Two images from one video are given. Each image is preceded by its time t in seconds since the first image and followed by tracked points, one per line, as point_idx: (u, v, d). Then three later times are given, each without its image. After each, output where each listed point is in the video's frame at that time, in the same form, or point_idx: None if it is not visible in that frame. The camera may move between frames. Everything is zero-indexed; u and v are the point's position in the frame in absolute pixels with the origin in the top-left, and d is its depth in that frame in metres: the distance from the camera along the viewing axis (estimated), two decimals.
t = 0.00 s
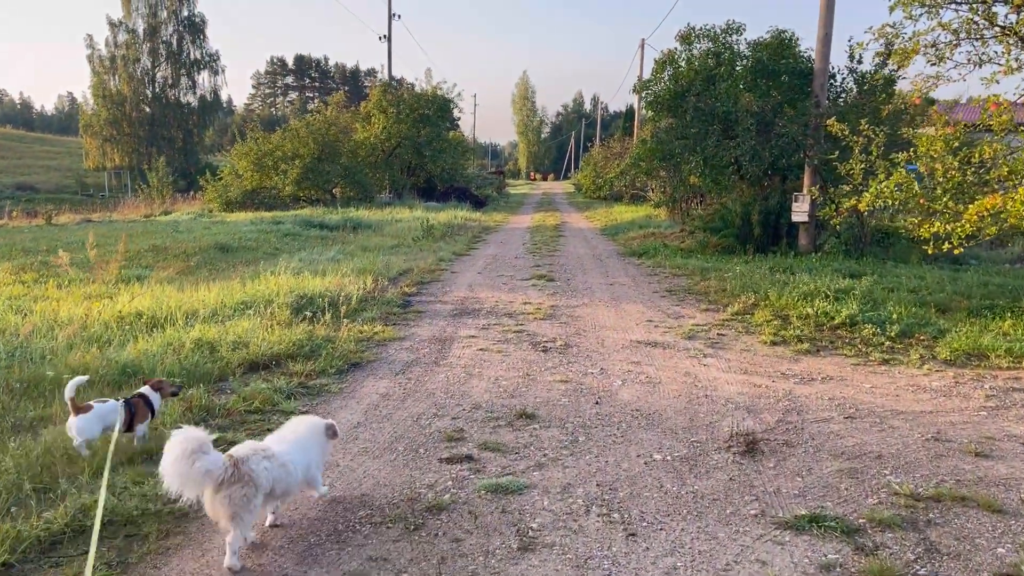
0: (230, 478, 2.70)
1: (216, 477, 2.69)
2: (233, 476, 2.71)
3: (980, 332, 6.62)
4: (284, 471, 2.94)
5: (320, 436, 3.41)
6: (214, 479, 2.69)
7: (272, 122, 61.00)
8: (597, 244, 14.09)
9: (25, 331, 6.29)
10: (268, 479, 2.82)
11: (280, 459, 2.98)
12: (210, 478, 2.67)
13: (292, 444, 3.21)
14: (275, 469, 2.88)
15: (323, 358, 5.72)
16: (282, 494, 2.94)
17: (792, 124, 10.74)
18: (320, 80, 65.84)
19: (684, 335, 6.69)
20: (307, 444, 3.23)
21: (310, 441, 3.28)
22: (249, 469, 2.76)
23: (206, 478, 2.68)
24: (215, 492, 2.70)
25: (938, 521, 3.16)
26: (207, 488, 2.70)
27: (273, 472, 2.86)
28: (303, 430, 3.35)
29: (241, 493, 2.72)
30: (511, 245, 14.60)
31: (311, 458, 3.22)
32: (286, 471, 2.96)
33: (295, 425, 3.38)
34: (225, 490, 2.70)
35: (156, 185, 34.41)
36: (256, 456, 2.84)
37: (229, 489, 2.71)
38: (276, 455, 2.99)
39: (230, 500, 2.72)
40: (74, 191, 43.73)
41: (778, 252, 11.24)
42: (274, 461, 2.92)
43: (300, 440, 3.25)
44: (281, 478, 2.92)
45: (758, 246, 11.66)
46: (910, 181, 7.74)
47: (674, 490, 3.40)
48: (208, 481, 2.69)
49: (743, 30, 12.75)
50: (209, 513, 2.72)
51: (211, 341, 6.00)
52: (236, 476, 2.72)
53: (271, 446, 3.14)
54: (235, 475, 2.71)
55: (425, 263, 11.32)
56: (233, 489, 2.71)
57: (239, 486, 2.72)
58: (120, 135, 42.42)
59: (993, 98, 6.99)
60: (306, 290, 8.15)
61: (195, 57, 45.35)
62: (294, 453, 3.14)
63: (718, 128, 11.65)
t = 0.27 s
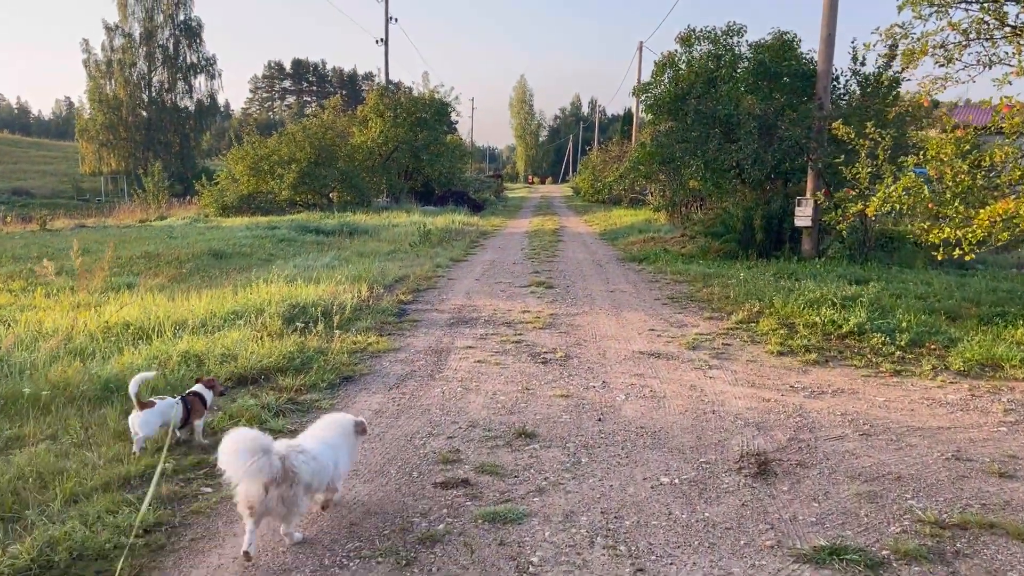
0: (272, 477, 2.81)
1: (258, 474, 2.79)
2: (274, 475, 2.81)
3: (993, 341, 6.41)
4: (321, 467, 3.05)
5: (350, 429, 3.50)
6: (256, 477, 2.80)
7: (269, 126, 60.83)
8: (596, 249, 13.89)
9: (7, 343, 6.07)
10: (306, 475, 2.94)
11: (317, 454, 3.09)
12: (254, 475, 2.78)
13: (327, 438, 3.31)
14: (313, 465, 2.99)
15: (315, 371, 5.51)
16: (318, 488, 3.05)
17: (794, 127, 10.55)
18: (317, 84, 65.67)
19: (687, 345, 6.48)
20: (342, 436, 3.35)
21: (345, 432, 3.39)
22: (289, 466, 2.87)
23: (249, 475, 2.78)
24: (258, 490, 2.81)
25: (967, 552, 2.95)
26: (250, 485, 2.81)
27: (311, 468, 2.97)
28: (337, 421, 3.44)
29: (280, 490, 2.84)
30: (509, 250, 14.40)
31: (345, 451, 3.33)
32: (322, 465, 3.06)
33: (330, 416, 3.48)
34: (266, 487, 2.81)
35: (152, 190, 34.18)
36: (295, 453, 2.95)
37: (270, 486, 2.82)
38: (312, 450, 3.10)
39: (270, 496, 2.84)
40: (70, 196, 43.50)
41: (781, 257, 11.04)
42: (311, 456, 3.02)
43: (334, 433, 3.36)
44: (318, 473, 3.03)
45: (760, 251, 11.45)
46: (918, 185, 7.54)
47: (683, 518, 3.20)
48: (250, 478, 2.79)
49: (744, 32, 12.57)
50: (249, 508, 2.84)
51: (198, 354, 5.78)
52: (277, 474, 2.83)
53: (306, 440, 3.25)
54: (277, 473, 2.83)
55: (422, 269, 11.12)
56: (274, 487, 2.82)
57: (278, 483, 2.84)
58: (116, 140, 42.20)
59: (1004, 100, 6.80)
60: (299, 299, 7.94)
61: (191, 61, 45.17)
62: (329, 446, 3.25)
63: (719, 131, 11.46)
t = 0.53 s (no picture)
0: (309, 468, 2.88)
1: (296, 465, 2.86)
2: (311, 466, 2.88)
3: (1011, 345, 6.18)
4: (357, 461, 3.11)
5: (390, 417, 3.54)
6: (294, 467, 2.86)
7: (269, 129, 60.70)
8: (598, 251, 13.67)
9: None
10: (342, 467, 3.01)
11: (355, 447, 3.15)
12: (290, 465, 2.84)
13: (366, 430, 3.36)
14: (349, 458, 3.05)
15: (306, 380, 5.29)
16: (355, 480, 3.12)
17: (800, 125, 10.33)
18: (317, 86, 65.52)
19: (694, 351, 6.25)
20: (383, 428, 3.40)
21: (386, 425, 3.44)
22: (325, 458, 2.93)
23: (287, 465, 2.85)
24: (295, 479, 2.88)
25: None
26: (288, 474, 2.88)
27: (347, 462, 3.04)
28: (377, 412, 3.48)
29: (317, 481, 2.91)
30: (509, 253, 14.19)
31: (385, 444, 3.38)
32: (359, 458, 3.13)
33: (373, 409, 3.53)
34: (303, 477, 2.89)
35: (151, 193, 33.99)
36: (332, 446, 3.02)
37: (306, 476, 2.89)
38: (349, 442, 3.16)
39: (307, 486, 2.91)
40: (68, 200, 43.32)
41: (786, 259, 10.81)
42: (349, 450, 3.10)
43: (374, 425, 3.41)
44: (355, 465, 3.09)
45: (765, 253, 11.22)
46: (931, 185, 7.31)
47: (696, 541, 2.96)
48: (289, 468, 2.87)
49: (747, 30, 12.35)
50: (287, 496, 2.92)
51: (186, 362, 5.56)
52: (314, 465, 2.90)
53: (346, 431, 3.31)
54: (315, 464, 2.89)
55: (420, 272, 10.91)
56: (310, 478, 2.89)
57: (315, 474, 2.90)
58: (114, 143, 42.04)
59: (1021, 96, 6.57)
60: (293, 303, 7.71)
61: (190, 64, 45.02)
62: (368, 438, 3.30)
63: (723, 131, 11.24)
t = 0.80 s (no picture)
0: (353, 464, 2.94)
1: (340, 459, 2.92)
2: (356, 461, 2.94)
3: None
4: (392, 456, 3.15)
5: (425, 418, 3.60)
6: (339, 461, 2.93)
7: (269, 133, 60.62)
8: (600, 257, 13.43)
9: None
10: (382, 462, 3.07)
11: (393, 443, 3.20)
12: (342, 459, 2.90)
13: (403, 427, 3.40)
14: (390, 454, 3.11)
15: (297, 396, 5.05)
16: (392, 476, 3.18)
17: (808, 129, 10.09)
18: (318, 90, 65.37)
19: (702, 363, 6.01)
20: (418, 425, 3.45)
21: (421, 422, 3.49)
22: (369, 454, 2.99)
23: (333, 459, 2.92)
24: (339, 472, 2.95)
25: None
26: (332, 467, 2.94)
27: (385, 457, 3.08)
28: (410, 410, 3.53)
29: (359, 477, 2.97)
30: (511, 258, 13.96)
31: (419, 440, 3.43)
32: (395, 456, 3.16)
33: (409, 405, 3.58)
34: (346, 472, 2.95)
35: (150, 198, 33.81)
36: (372, 442, 3.06)
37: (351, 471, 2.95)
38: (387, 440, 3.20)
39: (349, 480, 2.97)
40: (68, 205, 43.16)
41: (793, 265, 10.57)
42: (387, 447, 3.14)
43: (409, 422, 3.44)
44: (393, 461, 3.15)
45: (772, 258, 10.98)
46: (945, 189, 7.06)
47: None
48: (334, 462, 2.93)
49: (752, 32, 12.13)
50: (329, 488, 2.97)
51: (172, 376, 5.32)
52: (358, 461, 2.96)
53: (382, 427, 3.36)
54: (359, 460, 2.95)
55: (420, 279, 10.68)
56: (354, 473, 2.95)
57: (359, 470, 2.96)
58: (115, 148, 41.90)
59: None
60: (286, 312, 7.48)
61: (191, 68, 44.90)
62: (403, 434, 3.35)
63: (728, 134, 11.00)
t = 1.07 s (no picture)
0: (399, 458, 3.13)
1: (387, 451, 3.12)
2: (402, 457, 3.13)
3: None
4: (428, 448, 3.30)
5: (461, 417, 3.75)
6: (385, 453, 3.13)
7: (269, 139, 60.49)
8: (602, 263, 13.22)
9: None
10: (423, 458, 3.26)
11: (432, 437, 3.39)
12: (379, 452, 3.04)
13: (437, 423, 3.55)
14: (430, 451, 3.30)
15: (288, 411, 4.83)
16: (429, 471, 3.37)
17: (815, 132, 9.89)
18: (318, 96, 65.26)
19: (710, 375, 5.79)
20: (453, 423, 3.61)
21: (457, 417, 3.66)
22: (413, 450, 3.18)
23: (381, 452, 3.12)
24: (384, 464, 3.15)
25: None
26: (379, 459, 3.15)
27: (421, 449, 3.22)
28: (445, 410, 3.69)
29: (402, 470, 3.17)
30: (512, 264, 13.75)
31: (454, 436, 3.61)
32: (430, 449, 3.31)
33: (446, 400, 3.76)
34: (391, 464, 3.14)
35: (148, 203, 33.62)
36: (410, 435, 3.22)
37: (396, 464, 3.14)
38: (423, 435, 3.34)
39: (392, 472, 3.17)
40: (67, 210, 42.99)
41: (800, 272, 10.35)
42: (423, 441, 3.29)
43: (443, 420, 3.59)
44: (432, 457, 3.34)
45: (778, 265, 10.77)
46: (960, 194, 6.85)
47: None
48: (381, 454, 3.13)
49: (757, 34, 11.94)
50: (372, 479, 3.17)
51: (159, 389, 5.10)
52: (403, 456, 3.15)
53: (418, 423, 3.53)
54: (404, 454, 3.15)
55: (419, 286, 10.47)
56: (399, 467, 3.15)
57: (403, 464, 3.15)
58: (114, 153, 41.75)
59: None
60: (281, 322, 7.26)
61: (191, 73, 44.78)
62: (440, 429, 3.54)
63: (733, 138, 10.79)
